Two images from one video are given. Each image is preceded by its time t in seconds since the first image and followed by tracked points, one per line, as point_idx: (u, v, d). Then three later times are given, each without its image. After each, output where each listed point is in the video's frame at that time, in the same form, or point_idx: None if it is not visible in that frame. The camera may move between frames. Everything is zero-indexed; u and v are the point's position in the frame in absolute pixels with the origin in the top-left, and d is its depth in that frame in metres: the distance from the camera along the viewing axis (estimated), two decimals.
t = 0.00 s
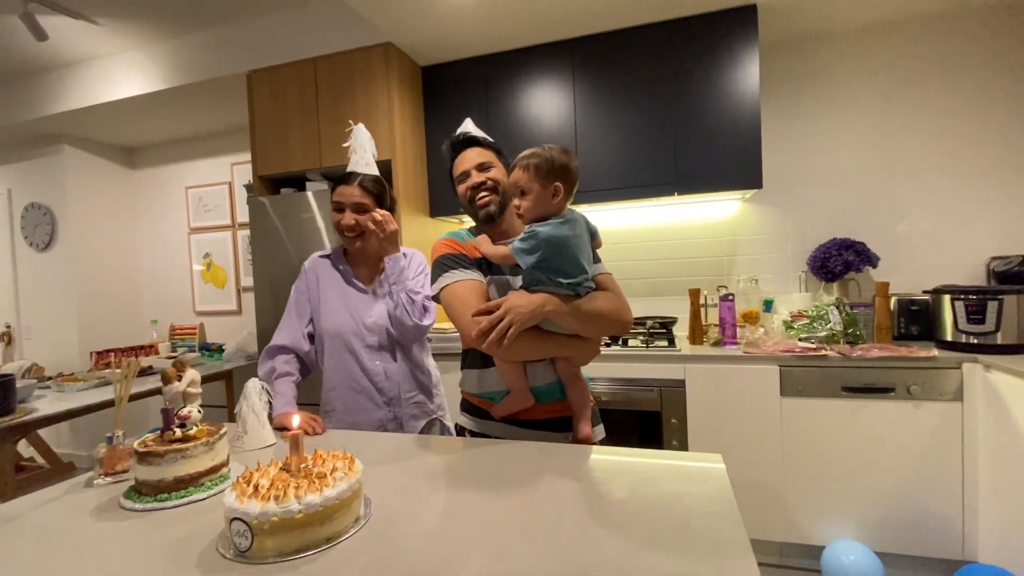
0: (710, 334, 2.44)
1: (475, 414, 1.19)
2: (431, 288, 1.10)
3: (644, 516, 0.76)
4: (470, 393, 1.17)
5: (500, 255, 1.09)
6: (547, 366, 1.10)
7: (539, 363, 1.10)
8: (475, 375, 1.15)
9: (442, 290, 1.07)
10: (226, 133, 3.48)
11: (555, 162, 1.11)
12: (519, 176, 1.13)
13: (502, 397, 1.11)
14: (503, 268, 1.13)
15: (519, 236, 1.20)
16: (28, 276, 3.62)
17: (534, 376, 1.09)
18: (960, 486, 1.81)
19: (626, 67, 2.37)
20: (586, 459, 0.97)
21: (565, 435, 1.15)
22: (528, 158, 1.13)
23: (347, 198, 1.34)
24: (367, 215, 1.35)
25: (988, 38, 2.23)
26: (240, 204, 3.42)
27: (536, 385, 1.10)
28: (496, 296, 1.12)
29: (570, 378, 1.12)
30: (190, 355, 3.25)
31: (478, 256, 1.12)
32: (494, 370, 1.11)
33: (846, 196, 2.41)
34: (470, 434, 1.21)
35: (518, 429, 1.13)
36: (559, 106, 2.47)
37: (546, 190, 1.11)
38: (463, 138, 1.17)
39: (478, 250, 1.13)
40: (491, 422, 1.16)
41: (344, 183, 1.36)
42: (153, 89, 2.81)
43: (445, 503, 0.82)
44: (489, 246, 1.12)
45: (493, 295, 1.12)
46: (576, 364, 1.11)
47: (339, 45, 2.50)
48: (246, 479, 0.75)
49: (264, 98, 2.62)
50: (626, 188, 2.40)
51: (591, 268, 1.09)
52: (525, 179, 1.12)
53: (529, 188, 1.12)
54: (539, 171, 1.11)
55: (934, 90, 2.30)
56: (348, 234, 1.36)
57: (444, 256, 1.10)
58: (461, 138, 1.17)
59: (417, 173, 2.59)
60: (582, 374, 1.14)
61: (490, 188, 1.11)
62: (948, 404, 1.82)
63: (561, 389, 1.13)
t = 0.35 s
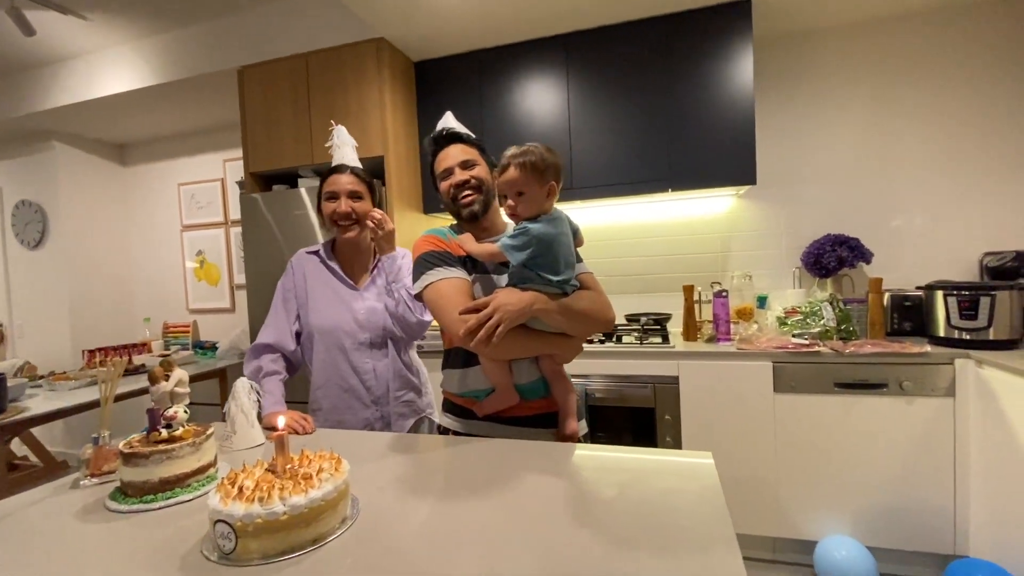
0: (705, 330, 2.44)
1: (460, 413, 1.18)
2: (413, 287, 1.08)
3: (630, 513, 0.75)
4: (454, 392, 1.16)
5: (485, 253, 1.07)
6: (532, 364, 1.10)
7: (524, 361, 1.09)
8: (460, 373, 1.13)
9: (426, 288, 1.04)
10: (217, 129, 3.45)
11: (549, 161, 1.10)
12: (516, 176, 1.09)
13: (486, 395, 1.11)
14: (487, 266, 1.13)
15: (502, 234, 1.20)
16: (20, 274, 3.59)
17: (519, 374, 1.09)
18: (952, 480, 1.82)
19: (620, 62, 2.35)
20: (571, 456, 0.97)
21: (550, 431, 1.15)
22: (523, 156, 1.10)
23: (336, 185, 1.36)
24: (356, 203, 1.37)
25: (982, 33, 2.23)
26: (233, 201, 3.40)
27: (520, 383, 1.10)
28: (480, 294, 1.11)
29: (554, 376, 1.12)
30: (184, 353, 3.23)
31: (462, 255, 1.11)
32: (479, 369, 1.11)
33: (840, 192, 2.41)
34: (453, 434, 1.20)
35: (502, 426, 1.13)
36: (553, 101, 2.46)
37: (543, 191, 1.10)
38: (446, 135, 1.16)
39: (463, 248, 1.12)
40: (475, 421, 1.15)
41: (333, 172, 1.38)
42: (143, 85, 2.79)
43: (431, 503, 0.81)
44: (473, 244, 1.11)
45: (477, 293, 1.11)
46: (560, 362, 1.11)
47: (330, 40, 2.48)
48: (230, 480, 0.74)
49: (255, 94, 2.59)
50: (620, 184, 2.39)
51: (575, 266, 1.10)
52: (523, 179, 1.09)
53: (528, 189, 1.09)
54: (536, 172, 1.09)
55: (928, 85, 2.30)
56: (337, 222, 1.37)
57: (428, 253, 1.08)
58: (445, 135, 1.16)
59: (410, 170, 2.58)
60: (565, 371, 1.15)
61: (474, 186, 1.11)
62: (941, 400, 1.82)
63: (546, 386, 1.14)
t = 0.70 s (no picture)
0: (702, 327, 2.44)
1: (448, 411, 1.18)
2: (402, 286, 1.05)
3: (623, 509, 0.75)
4: (443, 389, 1.15)
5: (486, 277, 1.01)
6: (521, 363, 1.10)
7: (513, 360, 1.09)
8: (449, 371, 1.13)
9: (415, 288, 1.02)
10: (214, 125, 3.44)
11: (533, 163, 1.14)
12: (501, 178, 1.11)
13: (475, 393, 1.11)
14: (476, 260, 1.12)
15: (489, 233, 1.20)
16: (16, 271, 3.58)
17: (508, 373, 1.09)
18: (948, 476, 1.83)
19: (618, 59, 2.35)
20: (559, 452, 0.96)
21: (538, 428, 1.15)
22: (506, 159, 1.12)
23: (325, 178, 1.36)
24: (347, 193, 1.37)
25: (980, 28, 2.22)
26: (230, 197, 3.39)
27: (508, 381, 1.10)
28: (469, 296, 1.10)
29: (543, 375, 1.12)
30: (182, 350, 3.23)
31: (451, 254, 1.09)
32: (468, 367, 1.10)
33: (838, 189, 2.41)
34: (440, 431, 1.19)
35: (491, 423, 1.13)
36: (551, 97, 2.45)
37: (529, 192, 1.13)
38: (433, 130, 1.14)
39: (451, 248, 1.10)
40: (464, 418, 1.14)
41: (322, 166, 1.39)
42: (139, 81, 2.77)
43: (427, 498, 0.81)
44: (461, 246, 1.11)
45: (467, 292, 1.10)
46: (549, 361, 1.12)
47: (327, 35, 2.47)
48: (224, 476, 0.74)
49: (251, 90, 2.58)
50: (618, 181, 2.38)
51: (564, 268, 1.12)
52: (509, 181, 1.11)
53: (514, 190, 1.12)
54: (521, 173, 1.11)
55: (926, 81, 2.29)
56: (329, 214, 1.36)
57: (419, 251, 1.05)
58: (433, 130, 1.14)
59: (407, 166, 2.57)
60: (554, 371, 1.15)
61: (464, 184, 1.09)
62: (936, 396, 1.83)
63: (534, 384, 1.14)
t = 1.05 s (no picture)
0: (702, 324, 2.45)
1: (449, 404, 1.18)
2: (405, 271, 1.07)
3: (619, 505, 0.76)
4: (443, 378, 1.15)
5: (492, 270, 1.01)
6: (522, 352, 1.12)
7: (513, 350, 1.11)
8: (449, 361, 1.12)
9: (418, 274, 1.03)
10: (215, 122, 3.45)
11: (527, 152, 1.12)
12: (497, 169, 1.09)
13: (476, 384, 1.11)
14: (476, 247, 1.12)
15: (491, 224, 1.20)
16: (18, 267, 3.58)
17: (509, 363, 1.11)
18: (946, 474, 1.83)
19: (619, 57, 2.35)
20: (557, 450, 0.97)
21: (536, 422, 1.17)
22: (499, 150, 1.10)
23: (317, 178, 1.36)
24: (338, 192, 1.36)
25: (981, 27, 2.22)
26: (231, 194, 3.40)
27: (509, 372, 1.11)
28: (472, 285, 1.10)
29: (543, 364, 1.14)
30: (183, 347, 3.23)
31: (454, 243, 1.11)
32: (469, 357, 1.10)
33: (838, 187, 2.41)
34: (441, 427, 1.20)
35: (491, 416, 1.14)
36: (552, 95, 2.45)
37: (526, 179, 1.11)
38: (434, 125, 1.15)
39: (454, 237, 1.12)
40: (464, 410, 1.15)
41: (314, 166, 1.38)
42: (140, 78, 2.77)
43: (428, 494, 0.82)
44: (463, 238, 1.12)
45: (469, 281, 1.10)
46: (550, 350, 1.13)
47: (328, 32, 2.47)
48: (227, 471, 0.75)
49: (252, 87, 2.59)
50: (619, 179, 2.38)
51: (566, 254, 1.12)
52: (505, 171, 1.09)
53: (512, 180, 1.10)
54: (516, 162, 1.09)
55: (927, 80, 2.29)
56: (323, 215, 1.36)
57: (421, 238, 1.07)
58: (434, 125, 1.15)
59: (408, 164, 2.58)
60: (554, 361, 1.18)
61: (466, 174, 1.10)
62: (935, 394, 1.84)
63: (534, 375, 1.15)
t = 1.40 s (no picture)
0: (706, 323, 2.45)
1: (458, 403, 1.19)
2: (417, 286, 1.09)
3: (625, 502, 0.76)
4: (452, 383, 1.16)
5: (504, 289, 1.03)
6: (532, 365, 1.10)
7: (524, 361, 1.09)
8: (458, 368, 1.13)
9: (429, 290, 1.06)
10: (220, 119, 3.45)
11: (547, 168, 1.13)
12: (516, 181, 1.11)
13: (484, 391, 1.11)
14: (487, 260, 1.13)
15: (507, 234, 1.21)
16: (23, 263, 3.60)
17: (518, 374, 1.09)
18: (950, 475, 1.83)
19: (624, 55, 2.34)
20: (561, 445, 0.98)
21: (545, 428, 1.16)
22: (522, 162, 1.12)
23: (321, 177, 1.36)
24: (341, 191, 1.36)
25: (988, 26, 2.21)
26: (236, 191, 3.41)
27: (518, 382, 1.10)
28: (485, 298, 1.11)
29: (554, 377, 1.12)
30: (187, 343, 3.25)
31: (464, 256, 1.11)
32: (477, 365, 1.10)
33: (843, 187, 2.41)
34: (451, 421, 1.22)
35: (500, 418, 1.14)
36: (556, 93, 2.45)
37: (543, 197, 1.13)
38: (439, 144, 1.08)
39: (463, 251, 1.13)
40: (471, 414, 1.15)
41: (318, 165, 1.38)
42: (145, 74, 2.78)
43: (433, 489, 0.82)
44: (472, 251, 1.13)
45: (481, 296, 1.12)
46: (561, 363, 1.11)
47: (333, 30, 2.47)
48: (236, 465, 0.76)
49: (258, 84, 2.59)
50: (624, 177, 2.38)
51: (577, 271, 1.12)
52: (523, 183, 1.11)
53: (528, 194, 1.11)
54: (536, 177, 1.12)
55: (933, 80, 2.28)
56: (327, 214, 1.37)
57: (432, 255, 1.08)
58: (438, 144, 1.08)
59: (413, 162, 2.58)
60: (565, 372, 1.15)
61: (478, 200, 1.09)
62: (940, 395, 1.83)
63: (545, 385, 1.14)
